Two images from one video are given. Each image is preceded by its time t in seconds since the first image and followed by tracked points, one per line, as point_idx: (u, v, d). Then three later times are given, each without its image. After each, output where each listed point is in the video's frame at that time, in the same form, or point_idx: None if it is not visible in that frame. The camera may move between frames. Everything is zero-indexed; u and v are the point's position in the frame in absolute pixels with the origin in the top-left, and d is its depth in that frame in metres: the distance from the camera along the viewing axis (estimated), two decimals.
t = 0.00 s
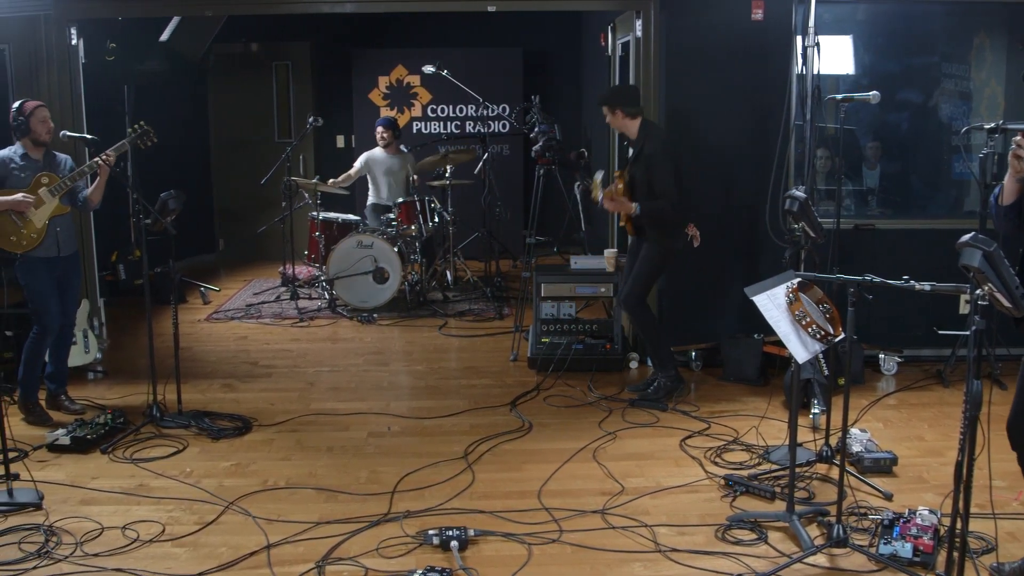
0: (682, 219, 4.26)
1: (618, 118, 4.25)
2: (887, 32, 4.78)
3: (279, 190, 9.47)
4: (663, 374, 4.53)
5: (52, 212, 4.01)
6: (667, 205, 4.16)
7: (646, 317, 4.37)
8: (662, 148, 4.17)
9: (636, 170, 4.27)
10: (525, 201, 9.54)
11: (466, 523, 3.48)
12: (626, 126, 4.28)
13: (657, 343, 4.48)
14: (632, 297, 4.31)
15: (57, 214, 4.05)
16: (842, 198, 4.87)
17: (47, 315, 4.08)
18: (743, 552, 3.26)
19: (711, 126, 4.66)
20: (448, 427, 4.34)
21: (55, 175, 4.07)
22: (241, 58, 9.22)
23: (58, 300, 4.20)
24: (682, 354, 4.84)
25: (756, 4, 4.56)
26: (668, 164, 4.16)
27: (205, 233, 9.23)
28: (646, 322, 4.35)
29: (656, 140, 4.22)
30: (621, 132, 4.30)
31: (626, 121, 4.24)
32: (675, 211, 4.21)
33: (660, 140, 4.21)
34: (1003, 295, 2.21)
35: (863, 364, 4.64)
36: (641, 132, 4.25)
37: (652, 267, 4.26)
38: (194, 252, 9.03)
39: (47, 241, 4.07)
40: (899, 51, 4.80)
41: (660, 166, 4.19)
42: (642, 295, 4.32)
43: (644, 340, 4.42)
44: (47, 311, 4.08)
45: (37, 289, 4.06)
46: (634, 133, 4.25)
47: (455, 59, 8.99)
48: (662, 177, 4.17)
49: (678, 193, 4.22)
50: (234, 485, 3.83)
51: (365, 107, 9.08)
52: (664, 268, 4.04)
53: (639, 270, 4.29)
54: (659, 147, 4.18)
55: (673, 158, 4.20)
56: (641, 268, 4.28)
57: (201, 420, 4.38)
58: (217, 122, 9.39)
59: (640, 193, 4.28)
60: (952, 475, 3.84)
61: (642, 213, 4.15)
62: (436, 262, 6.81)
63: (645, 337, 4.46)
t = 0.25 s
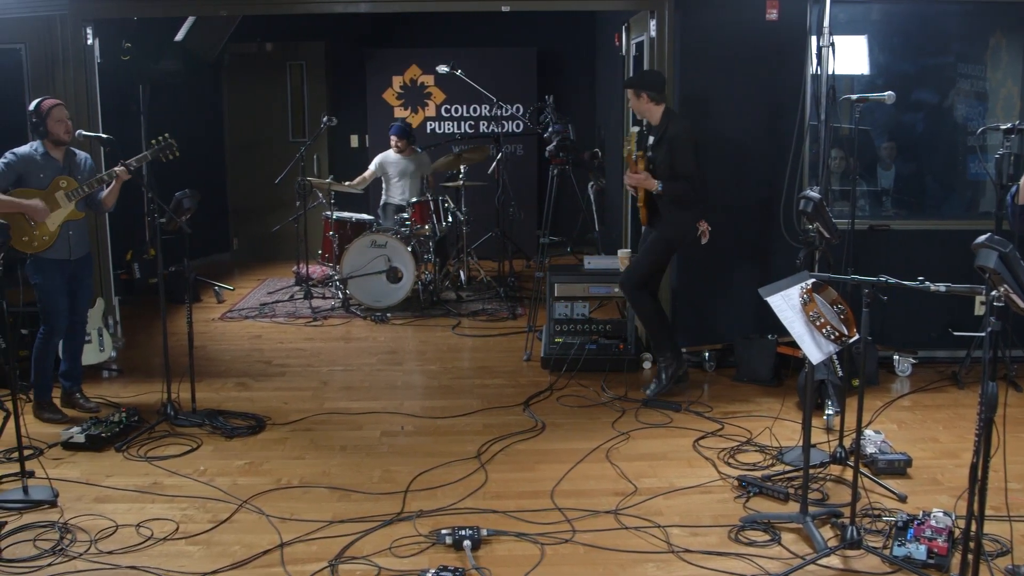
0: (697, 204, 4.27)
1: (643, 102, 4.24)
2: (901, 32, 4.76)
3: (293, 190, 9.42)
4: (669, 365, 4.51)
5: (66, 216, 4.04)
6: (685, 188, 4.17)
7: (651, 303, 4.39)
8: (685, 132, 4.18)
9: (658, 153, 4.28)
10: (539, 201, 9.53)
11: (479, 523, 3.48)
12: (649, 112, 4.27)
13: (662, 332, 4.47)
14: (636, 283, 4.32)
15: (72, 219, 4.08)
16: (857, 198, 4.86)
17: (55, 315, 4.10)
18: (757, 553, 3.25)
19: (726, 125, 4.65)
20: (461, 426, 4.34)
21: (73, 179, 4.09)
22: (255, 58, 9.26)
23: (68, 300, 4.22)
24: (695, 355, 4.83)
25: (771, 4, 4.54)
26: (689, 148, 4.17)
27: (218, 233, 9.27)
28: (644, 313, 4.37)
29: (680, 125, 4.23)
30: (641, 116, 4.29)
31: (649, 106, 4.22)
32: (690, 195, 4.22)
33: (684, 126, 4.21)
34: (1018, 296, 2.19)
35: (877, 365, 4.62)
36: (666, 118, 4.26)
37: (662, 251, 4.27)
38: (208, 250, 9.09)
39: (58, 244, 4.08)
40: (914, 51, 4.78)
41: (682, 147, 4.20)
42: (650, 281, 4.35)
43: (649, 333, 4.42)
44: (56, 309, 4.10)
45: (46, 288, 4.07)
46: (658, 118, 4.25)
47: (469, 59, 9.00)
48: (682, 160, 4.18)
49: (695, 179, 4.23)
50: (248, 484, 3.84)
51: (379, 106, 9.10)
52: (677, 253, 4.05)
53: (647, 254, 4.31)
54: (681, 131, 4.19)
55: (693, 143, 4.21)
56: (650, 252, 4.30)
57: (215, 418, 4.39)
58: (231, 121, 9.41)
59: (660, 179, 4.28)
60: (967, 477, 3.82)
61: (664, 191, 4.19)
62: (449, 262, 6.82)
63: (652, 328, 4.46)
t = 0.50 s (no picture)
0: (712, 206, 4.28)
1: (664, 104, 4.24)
2: (918, 32, 4.75)
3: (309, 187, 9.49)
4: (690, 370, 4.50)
5: (82, 215, 4.06)
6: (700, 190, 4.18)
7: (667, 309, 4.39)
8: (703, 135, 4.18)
9: (676, 155, 4.28)
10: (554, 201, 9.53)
11: (493, 522, 3.48)
12: (671, 115, 4.27)
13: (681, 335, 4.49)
14: (655, 289, 4.31)
15: (88, 217, 4.09)
16: (873, 199, 4.85)
17: (63, 311, 4.12)
18: (771, 555, 3.24)
19: (741, 127, 4.65)
20: (475, 426, 4.35)
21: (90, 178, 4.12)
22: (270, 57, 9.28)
23: (79, 296, 4.24)
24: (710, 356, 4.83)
25: (787, 4, 4.54)
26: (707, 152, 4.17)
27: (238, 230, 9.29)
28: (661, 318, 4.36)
29: (699, 127, 4.23)
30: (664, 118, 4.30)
31: (671, 109, 4.22)
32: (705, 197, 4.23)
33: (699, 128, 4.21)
34: None
35: (893, 366, 4.61)
36: (686, 120, 4.25)
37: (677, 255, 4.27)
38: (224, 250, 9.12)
39: (73, 242, 4.08)
40: (931, 52, 4.76)
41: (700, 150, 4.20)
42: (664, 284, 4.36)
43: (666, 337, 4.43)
44: (66, 306, 4.12)
45: (58, 285, 4.09)
46: (679, 122, 4.25)
47: (484, 59, 9.01)
48: (699, 163, 4.18)
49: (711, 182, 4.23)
50: (263, 482, 3.85)
51: (393, 106, 9.12)
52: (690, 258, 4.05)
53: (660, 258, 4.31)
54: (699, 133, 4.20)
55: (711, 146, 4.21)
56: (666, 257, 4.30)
57: (229, 417, 4.40)
58: (247, 121, 9.44)
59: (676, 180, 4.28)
60: (983, 480, 3.80)
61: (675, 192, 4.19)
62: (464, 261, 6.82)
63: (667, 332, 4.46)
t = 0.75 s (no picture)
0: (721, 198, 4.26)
1: (676, 91, 4.29)
2: (935, 32, 4.73)
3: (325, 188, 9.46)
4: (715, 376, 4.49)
5: (103, 212, 4.08)
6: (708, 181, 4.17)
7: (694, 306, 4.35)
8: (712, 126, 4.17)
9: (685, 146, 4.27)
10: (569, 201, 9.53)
11: (508, 522, 3.48)
12: (682, 102, 4.31)
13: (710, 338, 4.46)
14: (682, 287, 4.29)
15: (108, 214, 4.11)
16: (889, 200, 4.83)
17: (91, 313, 4.15)
18: (786, 556, 3.23)
19: (756, 126, 4.64)
20: (490, 426, 4.35)
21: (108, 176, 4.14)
22: (287, 57, 9.32)
23: (103, 296, 4.26)
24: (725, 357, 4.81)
25: (804, 4, 4.52)
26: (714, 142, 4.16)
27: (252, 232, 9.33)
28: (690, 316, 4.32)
29: (706, 116, 4.22)
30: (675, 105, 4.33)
31: (681, 97, 4.26)
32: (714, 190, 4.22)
33: (707, 119, 4.20)
34: None
35: (909, 367, 4.59)
36: (698, 109, 4.24)
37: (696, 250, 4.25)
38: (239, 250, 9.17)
39: (95, 240, 4.12)
40: (949, 52, 4.74)
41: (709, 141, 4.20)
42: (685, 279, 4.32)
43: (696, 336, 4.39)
44: (89, 306, 4.14)
45: (82, 285, 4.11)
46: (689, 109, 4.27)
47: (500, 59, 9.02)
48: (707, 155, 4.17)
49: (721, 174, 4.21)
50: (278, 481, 3.86)
51: (409, 105, 9.14)
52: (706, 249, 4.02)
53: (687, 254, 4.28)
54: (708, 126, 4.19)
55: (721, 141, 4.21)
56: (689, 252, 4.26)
57: (245, 415, 4.42)
58: (263, 121, 9.49)
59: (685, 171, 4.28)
60: (1000, 482, 3.78)
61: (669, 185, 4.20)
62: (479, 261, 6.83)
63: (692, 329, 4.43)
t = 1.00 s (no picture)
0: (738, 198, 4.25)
1: (703, 89, 4.27)
2: (954, 32, 4.70)
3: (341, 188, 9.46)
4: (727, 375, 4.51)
5: (122, 210, 4.10)
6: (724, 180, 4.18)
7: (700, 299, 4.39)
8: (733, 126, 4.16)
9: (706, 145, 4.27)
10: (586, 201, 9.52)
11: (524, 522, 3.48)
12: (708, 100, 4.29)
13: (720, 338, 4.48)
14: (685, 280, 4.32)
15: (127, 211, 4.14)
16: (907, 201, 4.81)
17: (107, 308, 4.17)
18: (803, 558, 3.22)
19: (774, 127, 4.63)
20: (506, 426, 4.35)
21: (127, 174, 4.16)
22: (305, 57, 9.31)
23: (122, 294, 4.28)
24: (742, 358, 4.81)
25: (822, 4, 4.51)
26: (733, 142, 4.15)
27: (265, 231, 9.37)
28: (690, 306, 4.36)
29: (728, 115, 4.20)
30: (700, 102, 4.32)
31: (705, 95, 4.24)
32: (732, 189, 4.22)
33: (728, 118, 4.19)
34: None
35: (927, 369, 4.57)
36: (721, 108, 4.22)
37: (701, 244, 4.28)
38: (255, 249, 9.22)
39: (115, 237, 4.15)
40: (967, 51, 4.72)
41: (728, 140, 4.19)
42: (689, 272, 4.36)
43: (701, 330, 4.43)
44: (108, 305, 4.17)
45: (101, 283, 4.14)
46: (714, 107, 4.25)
47: (518, 59, 9.04)
48: (724, 153, 4.16)
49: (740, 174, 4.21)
50: (294, 480, 3.87)
51: (426, 105, 9.16)
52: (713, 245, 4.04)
53: (694, 249, 4.31)
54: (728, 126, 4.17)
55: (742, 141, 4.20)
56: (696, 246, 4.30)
57: (262, 414, 4.43)
58: (280, 120, 9.52)
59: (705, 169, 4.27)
60: (1018, 485, 3.76)
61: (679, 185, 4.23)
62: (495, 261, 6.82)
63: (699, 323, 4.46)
